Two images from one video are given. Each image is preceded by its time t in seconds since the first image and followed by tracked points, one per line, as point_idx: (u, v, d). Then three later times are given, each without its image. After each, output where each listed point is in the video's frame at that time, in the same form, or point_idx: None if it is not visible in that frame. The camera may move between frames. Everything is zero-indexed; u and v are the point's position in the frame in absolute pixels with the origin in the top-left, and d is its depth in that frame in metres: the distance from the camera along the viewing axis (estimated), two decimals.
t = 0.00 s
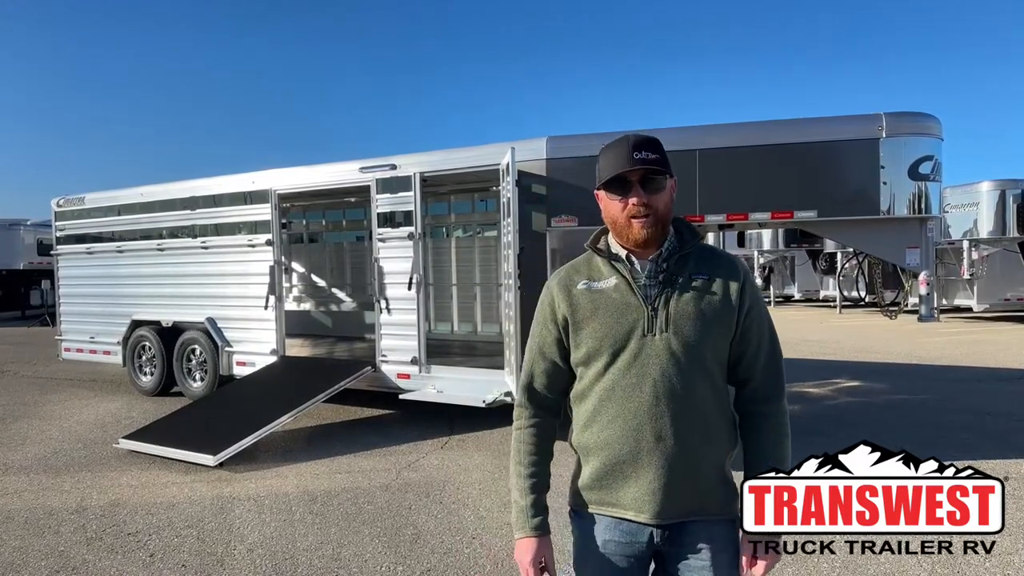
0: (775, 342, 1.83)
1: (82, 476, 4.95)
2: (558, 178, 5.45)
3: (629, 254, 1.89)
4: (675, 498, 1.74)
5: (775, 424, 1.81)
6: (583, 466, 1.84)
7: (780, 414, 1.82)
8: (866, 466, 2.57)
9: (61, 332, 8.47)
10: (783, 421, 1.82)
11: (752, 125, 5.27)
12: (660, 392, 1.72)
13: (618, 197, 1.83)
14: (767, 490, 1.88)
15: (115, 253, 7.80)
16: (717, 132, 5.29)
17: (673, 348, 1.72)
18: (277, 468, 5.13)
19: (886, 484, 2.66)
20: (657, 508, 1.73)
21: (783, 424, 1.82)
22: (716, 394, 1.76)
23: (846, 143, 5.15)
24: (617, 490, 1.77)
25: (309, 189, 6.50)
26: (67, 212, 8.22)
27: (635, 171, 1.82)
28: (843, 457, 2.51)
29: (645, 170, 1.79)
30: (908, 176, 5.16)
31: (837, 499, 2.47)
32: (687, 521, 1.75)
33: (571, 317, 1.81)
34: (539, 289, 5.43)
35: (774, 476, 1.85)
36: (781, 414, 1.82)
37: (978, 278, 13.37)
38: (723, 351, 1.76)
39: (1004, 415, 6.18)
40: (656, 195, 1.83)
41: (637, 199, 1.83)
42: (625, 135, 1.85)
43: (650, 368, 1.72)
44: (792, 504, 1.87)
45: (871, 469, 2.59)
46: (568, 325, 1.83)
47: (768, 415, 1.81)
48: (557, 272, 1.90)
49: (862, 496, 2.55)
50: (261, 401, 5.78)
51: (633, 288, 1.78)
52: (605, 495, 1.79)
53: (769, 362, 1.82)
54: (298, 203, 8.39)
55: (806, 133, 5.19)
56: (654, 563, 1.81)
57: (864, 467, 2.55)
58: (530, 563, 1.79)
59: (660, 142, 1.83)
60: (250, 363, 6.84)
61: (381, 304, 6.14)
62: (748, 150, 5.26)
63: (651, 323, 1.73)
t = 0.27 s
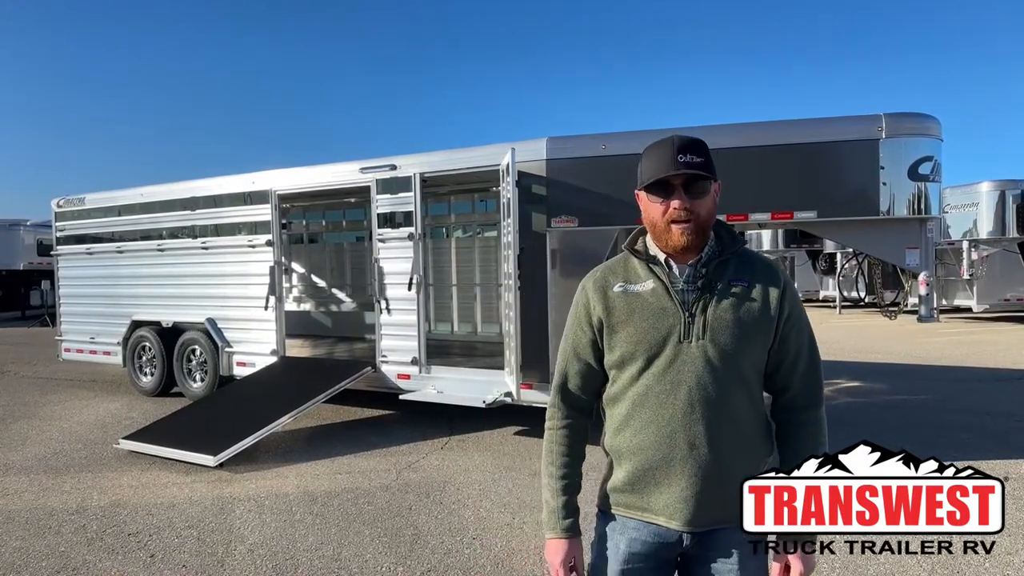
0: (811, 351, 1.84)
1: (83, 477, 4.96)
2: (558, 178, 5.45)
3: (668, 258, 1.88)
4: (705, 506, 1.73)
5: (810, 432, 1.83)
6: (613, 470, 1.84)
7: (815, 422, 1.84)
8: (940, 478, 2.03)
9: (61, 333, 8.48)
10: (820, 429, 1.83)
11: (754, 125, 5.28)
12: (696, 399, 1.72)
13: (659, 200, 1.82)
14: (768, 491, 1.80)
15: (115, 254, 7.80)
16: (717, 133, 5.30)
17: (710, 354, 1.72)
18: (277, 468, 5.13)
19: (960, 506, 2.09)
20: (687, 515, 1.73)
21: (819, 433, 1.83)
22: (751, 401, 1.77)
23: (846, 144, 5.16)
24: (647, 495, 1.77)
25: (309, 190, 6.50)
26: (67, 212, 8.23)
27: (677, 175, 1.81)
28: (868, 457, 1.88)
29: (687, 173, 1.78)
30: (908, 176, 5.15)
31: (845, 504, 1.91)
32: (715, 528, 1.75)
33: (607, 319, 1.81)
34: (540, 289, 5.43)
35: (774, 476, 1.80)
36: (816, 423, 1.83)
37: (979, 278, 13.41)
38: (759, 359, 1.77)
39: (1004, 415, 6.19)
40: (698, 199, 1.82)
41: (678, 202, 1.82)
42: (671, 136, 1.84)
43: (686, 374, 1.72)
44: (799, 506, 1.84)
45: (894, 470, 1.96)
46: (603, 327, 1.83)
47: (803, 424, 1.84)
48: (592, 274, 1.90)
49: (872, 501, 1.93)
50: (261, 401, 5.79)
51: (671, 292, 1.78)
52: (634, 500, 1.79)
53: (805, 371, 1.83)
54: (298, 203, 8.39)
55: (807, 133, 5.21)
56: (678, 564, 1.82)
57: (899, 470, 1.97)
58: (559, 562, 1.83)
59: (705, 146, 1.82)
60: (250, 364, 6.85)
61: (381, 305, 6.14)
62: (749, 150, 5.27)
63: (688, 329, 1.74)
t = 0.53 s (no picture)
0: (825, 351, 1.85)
1: (83, 477, 4.96)
2: (558, 179, 5.45)
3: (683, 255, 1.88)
4: (712, 504, 1.74)
5: (822, 430, 1.84)
6: (620, 466, 1.85)
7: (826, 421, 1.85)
8: (940, 477, 2.00)
9: (61, 333, 8.48)
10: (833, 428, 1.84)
11: (755, 125, 5.28)
12: (706, 396, 1.72)
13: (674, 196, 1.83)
14: (768, 491, 1.79)
15: (115, 254, 7.80)
16: (717, 133, 5.30)
17: (721, 351, 1.73)
18: (277, 468, 5.14)
19: (961, 506, 2.06)
20: (694, 512, 1.74)
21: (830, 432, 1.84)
22: (762, 398, 1.77)
23: (846, 144, 5.16)
24: (654, 492, 1.78)
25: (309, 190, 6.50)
26: (67, 212, 8.23)
27: (693, 172, 1.82)
28: (868, 457, 1.85)
29: (703, 170, 1.79)
30: (908, 176, 5.15)
31: (846, 505, 1.88)
32: (722, 527, 1.76)
33: (618, 314, 1.81)
34: (540, 289, 5.44)
35: (774, 475, 1.79)
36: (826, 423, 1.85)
37: (978, 278, 13.40)
38: (772, 357, 1.78)
39: (1004, 415, 6.19)
40: (713, 197, 1.82)
41: (693, 199, 1.83)
42: (689, 135, 1.86)
43: (696, 371, 1.72)
44: (799, 507, 1.83)
45: (894, 470, 1.93)
46: (614, 321, 1.83)
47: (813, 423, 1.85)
48: (605, 268, 1.90)
49: (872, 501, 1.91)
50: (261, 401, 5.79)
51: (684, 289, 1.78)
52: (642, 498, 1.80)
53: (818, 370, 1.84)
54: (298, 203, 8.40)
55: (807, 133, 5.21)
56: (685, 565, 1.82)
57: (900, 470, 1.94)
58: (583, 556, 1.85)
59: (722, 145, 1.83)
60: (250, 364, 6.85)
61: (381, 304, 6.15)
62: (748, 150, 5.28)
63: (699, 326, 1.74)
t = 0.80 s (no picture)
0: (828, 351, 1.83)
1: (83, 477, 4.96)
2: (558, 179, 5.45)
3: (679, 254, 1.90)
4: (714, 503, 1.75)
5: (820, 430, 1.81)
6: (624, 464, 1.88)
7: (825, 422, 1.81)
8: (939, 477, 1.99)
9: (61, 333, 8.49)
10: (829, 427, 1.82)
11: (754, 125, 5.29)
12: (707, 394, 1.73)
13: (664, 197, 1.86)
14: (769, 491, 1.77)
15: (115, 254, 7.81)
16: (717, 133, 5.30)
17: (722, 350, 1.73)
18: (277, 468, 5.14)
19: (961, 506, 2.05)
20: (696, 511, 1.75)
21: (827, 434, 1.81)
22: (764, 397, 1.77)
23: (846, 144, 5.17)
24: (657, 490, 1.79)
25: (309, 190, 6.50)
26: (67, 212, 8.24)
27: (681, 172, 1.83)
28: (868, 457, 1.85)
29: (687, 170, 1.80)
30: (908, 176, 5.15)
31: (845, 504, 1.89)
32: (724, 525, 1.78)
33: (621, 313, 1.82)
34: (540, 289, 5.44)
35: (774, 475, 1.78)
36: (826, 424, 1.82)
37: (978, 278, 13.40)
38: (774, 357, 1.77)
39: (1003, 415, 6.20)
40: (702, 196, 1.82)
41: (682, 199, 1.84)
42: (686, 136, 1.86)
43: (697, 370, 1.73)
44: (800, 507, 1.79)
45: (894, 470, 1.93)
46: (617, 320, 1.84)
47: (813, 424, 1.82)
48: (610, 267, 1.91)
49: (873, 501, 1.90)
50: (261, 401, 5.80)
51: (686, 288, 1.79)
52: (644, 496, 1.82)
53: (819, 371, 1.82)
54: (297, 203, 8.40)
55: (807, 134, 5.22)
56: (690, 565, 1.84)
57: (900, 470, 1.94)
58: (559, 544, 1.84)
59: (715, 144, 1.82)
60: (250, 364, 6.85)
61: (381, 304, 6.15)
62: (748, 151, 5.28)
63: (700, 325, 1.75)
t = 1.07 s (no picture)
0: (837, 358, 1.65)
1: (83, 476, 4.96)
2: (557, 178, 5.45)
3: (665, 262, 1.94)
4: (688, 502, 1.80)
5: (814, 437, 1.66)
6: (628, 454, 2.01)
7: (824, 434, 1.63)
8: (940, 476, 1.96)
9: (61, 333, 8.48)
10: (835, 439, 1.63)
11: (754, 125, 5.29)
12: (682, 394, 1.79)
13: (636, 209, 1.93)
14: (769, 491, 1.73)
15: (115, 254, 7.81)
16: (717, 133, 5.30)
17: (696, 351, 1.77)
18: (277, 468, 5.14)
19: (961, 506, 2.01)
20: (669, 507, 1.82)
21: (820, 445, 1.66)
22: (751, 401, 1.73)
23: (846, 144, 5.17)
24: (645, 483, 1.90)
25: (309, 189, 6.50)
26: (67, 212, 8.24)
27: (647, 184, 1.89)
28: (868, 457, 1.85)
29: (645, 182, 1.86)
30: (908, 176, 5.15)
31: (846, 505, 1.88)
32: (707, 525, 1.80)
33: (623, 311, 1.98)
34: (540, 288, 5.44)
35: (774, 476, 1.72)
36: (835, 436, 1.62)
37: (978, 278, 13.40)
38: (759, 362, 1.71)
39: (1003, 415, 6.20)
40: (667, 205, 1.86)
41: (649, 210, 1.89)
42: (671, 142, 1.90)
43: (674, 370, 1.80)
44: (800, 507, 1.71)
45: (894, 470, 1.91)
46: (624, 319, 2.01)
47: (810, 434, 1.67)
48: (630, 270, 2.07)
49: (872, 501, 1.90)
50: (261, 401, 5.79)
51: (675, 290, 1.86)
52: (637, 487, 1.94)
53: (822, 379, 1.64)
54: (297, 203, 8.40)
55: (807, 134, 5.22)
56: (680, 556, 1.92)
57: (899, 470, 1.91)
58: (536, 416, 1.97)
59: (677, 152, 1.84)
60: (250, 363, 6.85)
61: (381, 304, 6.15)
62: (748, 150, 5.28)
63: (681, 327, 1.81)
